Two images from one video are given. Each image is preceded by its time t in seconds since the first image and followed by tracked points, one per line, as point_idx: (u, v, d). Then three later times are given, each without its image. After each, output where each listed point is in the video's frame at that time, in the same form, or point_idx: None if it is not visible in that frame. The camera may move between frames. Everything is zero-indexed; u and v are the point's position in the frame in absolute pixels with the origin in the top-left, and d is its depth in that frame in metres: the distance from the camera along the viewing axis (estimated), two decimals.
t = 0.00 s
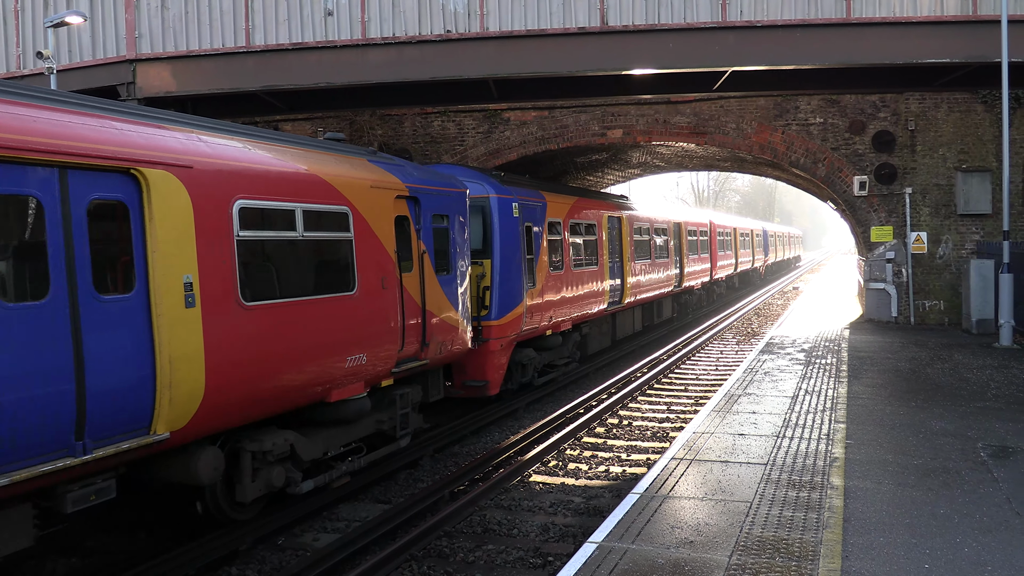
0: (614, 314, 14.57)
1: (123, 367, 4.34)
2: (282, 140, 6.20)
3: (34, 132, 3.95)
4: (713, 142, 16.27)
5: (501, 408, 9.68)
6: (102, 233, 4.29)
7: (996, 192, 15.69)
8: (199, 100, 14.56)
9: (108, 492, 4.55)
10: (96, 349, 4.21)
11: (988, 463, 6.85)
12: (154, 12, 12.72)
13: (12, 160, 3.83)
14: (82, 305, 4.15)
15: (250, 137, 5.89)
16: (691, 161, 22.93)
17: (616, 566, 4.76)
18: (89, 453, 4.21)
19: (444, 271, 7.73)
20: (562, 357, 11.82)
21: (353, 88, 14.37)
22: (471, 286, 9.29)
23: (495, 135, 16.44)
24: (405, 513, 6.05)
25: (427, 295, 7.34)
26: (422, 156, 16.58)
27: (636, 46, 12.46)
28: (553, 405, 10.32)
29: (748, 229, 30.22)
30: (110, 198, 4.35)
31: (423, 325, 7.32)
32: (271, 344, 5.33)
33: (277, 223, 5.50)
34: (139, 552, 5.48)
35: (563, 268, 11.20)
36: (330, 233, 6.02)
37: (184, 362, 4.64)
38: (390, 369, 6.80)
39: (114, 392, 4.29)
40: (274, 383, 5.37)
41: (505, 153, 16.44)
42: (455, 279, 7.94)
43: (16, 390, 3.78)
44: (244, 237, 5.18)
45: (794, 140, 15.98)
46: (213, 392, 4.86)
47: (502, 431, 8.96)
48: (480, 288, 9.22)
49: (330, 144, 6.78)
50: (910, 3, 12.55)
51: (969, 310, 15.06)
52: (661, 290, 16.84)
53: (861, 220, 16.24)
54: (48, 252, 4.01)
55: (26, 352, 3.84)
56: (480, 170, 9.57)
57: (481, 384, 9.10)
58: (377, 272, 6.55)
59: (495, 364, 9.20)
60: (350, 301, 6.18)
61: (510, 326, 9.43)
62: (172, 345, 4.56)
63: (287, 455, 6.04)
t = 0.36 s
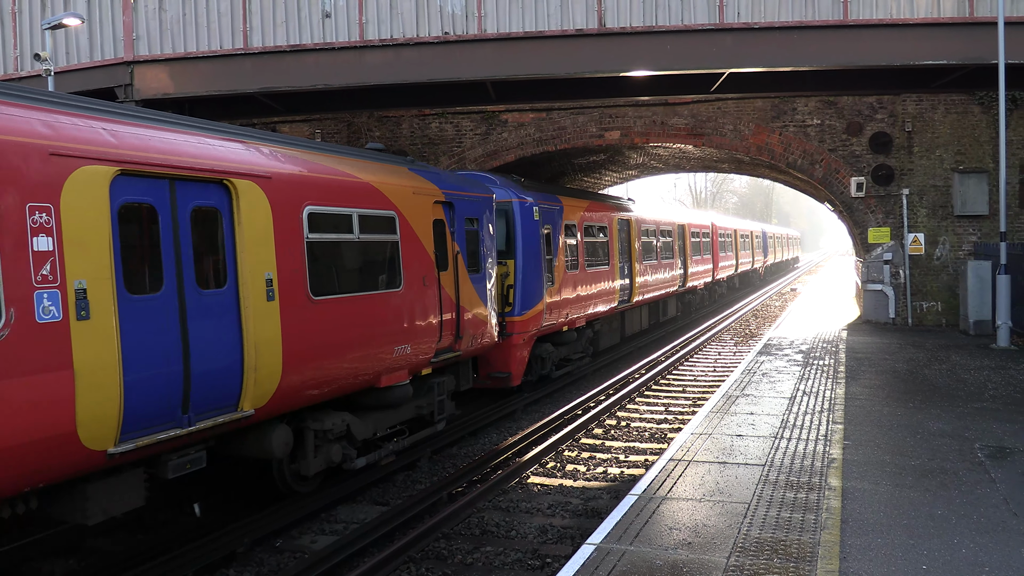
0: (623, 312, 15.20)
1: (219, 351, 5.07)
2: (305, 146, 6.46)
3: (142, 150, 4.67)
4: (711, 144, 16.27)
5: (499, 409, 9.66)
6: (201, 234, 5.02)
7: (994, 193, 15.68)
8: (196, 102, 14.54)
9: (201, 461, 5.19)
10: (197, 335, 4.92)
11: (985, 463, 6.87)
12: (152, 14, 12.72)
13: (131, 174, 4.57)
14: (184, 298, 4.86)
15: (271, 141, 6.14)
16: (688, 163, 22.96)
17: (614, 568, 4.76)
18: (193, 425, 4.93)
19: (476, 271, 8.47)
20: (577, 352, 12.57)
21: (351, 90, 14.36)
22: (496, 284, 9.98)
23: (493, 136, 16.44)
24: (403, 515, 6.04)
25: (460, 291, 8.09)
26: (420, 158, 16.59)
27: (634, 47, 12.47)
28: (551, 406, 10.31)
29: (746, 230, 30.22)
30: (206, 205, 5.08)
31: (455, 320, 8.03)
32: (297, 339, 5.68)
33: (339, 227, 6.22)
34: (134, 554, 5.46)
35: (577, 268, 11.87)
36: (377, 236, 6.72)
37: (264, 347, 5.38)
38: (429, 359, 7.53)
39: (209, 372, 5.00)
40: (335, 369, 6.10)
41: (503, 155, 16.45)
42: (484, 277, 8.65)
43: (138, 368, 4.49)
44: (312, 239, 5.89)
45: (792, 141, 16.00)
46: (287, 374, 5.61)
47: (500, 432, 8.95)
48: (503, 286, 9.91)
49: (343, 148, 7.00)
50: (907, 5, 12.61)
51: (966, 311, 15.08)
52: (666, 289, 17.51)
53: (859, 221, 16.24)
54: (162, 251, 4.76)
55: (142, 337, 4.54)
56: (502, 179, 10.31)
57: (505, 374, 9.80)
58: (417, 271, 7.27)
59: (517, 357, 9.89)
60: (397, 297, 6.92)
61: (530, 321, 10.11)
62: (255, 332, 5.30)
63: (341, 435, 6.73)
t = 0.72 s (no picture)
0: (632, 309, 15.81)
1: (298, 339, 5.76)
2: (305, 149, 6.59)
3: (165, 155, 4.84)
4: (708, 146, 16.30)
5: (497, 412, 9.65)
6: (285, 237, 5.71)
7: (991, 195, 15.68)
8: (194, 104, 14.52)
9: (276, 436, 5.89)
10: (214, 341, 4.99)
11: (983, 465, 6.87)
12: (150, 16, 12.72)
13: (224, 185, 5.22)
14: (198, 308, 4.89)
15: (275, 144, 6.27)
16: (686, 165, 23.00)
17: (613, 569, 4.77)
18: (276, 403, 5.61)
19: (503, 270, 9.28)
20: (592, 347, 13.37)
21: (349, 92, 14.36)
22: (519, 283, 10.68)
23: (491, 138, 16.46)
24: (401, 517, 6.04)
25: (490, 289, 8.85)
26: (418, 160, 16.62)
27: (631, 50, 12.47)
28: (549, 409, 10.30)
29: (744, 232, 30.24)
30: (286, 212, 5.76)
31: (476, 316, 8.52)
32: (300, 333, 5.79)
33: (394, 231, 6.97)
34: (131, 557, 5.44)
35: (591, 269, 12.51)
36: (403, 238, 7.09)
37: (332, 335, 6.05)
38: (464, 350, 8.30)
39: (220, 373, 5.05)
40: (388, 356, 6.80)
41: (501, 157, 16.47)
42: (510, 276, 9.40)
43: (235, 353, 5.17)
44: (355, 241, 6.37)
45: (789, 143, 16.04)
46: (351, 359, 6.30)
47: (498, 435, 8.95)
48: (526, 284, 10.56)
49: (340, 151, 7.11)
50: (904, 7, 12.56)
51: (964, 313, 15.10)
52: (671, 289, 18.22)
53: (856, 223, 16.28)
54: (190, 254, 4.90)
55: (161, 344, 4.60)
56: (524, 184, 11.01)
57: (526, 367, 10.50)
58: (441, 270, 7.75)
59: (538, 350, 10.59)
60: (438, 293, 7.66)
61: (549, 318, 10.79)
62: (326, 321, 5.98)
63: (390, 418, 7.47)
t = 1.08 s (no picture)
0: (642, 309, 16.61)
1: (361, 330, 6.59)
2: (308, 151, 6.66)
3: (173, 158, 4.97)
4: (707, 149, 16.32)
5: (496, 414, 9.64)
6: (351, 241, 6.53)
7: (990, 198, 15.72)
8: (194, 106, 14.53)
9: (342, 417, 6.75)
10: (218, 343, 5.09)
11: (981, 468, 6.88)
12: (149, 18, 12.73)
13: (303, 194, 6.02)
14: (197, 311, 4.97)
15: (274, 146, 6.31)
16: (685, 168, 23.00)
17: (611, 573, 4.76)
18: (344, 385, 6.45)
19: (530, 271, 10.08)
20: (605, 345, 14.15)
21: (348, 95, 14.35)
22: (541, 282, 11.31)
23: (490, 141, 16.46)
24: (400, 519, 6.05)
25: (518, 288, 9.66)
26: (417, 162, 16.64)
27: (630, 53, 12.47)
28: (548, 411, 10.30)
29: (743, 235, 30.22)
30: (354, 217, 6.62)
31: (484, 316, 8.73)
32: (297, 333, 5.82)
33: (439, 234, 7.81)
34: (128, 561, 5.41)
35: (605, 269, 13.25)
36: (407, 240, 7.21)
37: (388, 327, 6.89)
38: (497, 342, 9.13)
39: (224, 374, 5.13)
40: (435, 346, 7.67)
41: (500, 160, 16.49)
42: (535, 276, 10.16)
43: (316, 340, 6.02)
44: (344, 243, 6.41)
45: (788, 146, 16.06)
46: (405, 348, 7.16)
47: (496, 438, 8.94)
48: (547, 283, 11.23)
49: (344, 154, 7.18)
50: (903, 10, 12.58)
51: (963, 316, 15.12)
52: (677, 290, 18.93)
53: (855, 226, 16.29)
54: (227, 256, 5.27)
55: (164, 347, 4.70)
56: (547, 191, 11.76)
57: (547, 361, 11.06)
58: (448, 271, 7.94)
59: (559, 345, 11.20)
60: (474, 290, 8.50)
61: (567, 315, 11.49)
62: (383, 314, 6.83)
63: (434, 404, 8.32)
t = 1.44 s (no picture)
0: (652, 308, 17.42)
1: (416, 321, 7.45)
2: (305, 152, 6.67)
3: (173, 159, 5.03)
4: (707, 151, 16.33)
5: (496, 415, 9.65)
6: (407, 243, 7.40)
7: (989, 200, 15.74)
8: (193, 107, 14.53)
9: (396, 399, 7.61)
10: (218, 343, 5.13)
11: (981, 470, 6.88)
12: (149, 20, 12.75)
13: (369, 203, 6.90)
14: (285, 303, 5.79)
15: (273, 147, 6.36)
16: (684, 170, 23.01)
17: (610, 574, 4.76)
18: (401, 370, 7.35)
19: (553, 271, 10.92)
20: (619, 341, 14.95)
21: (347, 96, 14.35)
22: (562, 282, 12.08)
23: (490, 142, 16.49)
24: (401, 520, 6.05)
25: (543, 287, 10.50)
26: (416, 164, 16.65)
27: (629, 55, 12.47)
28: (548, 413, 10.30)
29: (743, 237, 30.25)
30: (410, 222, 7.50)
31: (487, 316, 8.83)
32: (292, 334, 5.81)
33: (477, 236, 8.70)
34: (126, 563, 5.40)
35: (619, 270, 14.02)
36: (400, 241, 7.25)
37: (438, 319, 7.78)
38: (525, 336, 9.99)
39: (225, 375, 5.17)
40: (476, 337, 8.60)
41: (499, 162, 16.50)
42: (556, 276, 11.00)
43: (381, 331, 6.91)
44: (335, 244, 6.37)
45: (787, 149, 16.07)
46: (451, 338, 8.06)
47: (496, 439, 8.94)
48: (568, 283, 11.96)
49: (340, 155, 7.17)
50: (902, 12, 12.59)
51: (962, 318, 15.13)
52: (683, 290, 19.61)
53: (855, 228, 16.29)
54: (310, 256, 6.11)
55: (167, 347, 4.75)
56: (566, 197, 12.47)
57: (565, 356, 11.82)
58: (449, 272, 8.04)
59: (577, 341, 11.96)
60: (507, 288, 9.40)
61: (586, 313, 12.26)
62: (433, 308, 7.72)
63: (471, 391, 9.21)
